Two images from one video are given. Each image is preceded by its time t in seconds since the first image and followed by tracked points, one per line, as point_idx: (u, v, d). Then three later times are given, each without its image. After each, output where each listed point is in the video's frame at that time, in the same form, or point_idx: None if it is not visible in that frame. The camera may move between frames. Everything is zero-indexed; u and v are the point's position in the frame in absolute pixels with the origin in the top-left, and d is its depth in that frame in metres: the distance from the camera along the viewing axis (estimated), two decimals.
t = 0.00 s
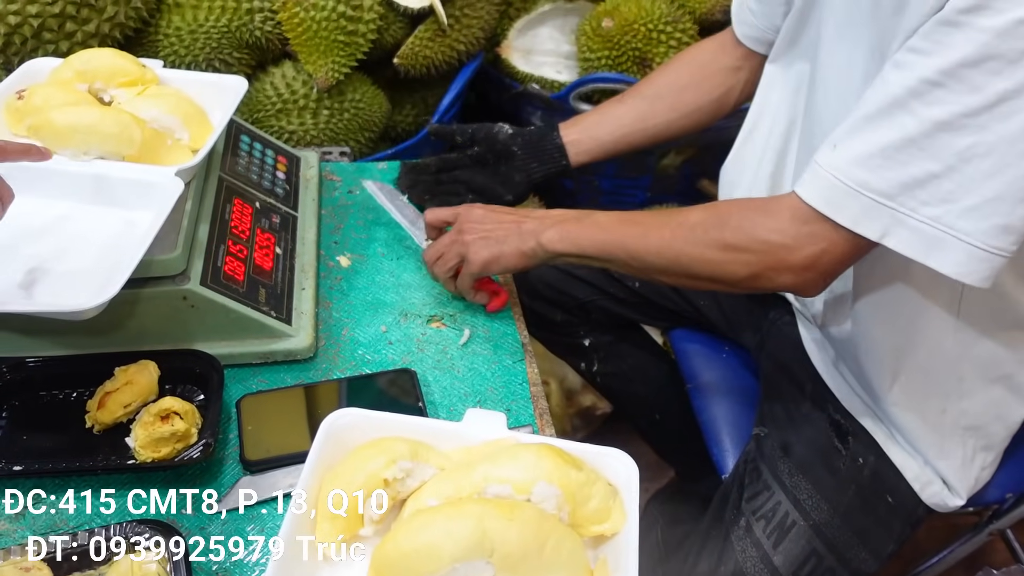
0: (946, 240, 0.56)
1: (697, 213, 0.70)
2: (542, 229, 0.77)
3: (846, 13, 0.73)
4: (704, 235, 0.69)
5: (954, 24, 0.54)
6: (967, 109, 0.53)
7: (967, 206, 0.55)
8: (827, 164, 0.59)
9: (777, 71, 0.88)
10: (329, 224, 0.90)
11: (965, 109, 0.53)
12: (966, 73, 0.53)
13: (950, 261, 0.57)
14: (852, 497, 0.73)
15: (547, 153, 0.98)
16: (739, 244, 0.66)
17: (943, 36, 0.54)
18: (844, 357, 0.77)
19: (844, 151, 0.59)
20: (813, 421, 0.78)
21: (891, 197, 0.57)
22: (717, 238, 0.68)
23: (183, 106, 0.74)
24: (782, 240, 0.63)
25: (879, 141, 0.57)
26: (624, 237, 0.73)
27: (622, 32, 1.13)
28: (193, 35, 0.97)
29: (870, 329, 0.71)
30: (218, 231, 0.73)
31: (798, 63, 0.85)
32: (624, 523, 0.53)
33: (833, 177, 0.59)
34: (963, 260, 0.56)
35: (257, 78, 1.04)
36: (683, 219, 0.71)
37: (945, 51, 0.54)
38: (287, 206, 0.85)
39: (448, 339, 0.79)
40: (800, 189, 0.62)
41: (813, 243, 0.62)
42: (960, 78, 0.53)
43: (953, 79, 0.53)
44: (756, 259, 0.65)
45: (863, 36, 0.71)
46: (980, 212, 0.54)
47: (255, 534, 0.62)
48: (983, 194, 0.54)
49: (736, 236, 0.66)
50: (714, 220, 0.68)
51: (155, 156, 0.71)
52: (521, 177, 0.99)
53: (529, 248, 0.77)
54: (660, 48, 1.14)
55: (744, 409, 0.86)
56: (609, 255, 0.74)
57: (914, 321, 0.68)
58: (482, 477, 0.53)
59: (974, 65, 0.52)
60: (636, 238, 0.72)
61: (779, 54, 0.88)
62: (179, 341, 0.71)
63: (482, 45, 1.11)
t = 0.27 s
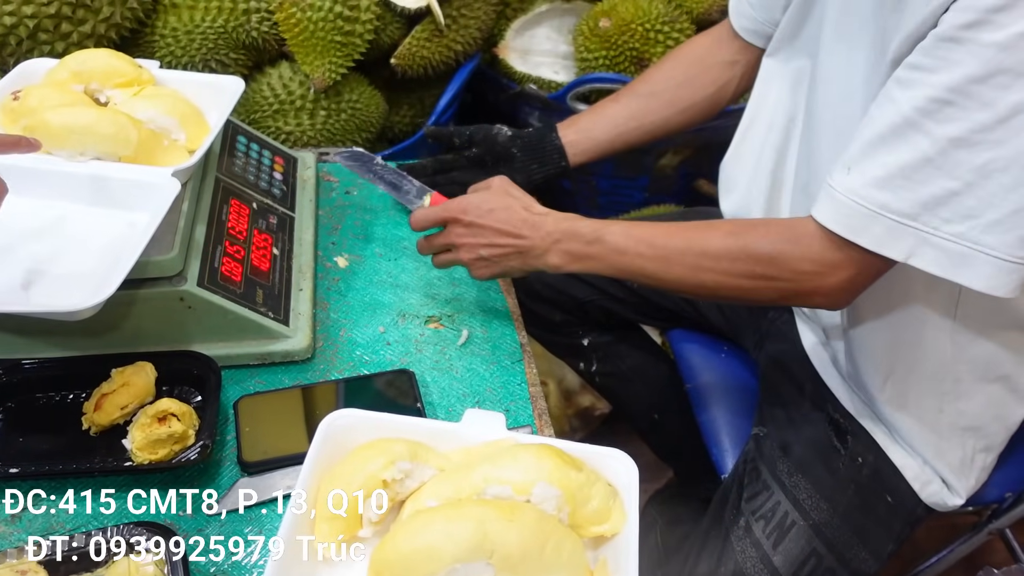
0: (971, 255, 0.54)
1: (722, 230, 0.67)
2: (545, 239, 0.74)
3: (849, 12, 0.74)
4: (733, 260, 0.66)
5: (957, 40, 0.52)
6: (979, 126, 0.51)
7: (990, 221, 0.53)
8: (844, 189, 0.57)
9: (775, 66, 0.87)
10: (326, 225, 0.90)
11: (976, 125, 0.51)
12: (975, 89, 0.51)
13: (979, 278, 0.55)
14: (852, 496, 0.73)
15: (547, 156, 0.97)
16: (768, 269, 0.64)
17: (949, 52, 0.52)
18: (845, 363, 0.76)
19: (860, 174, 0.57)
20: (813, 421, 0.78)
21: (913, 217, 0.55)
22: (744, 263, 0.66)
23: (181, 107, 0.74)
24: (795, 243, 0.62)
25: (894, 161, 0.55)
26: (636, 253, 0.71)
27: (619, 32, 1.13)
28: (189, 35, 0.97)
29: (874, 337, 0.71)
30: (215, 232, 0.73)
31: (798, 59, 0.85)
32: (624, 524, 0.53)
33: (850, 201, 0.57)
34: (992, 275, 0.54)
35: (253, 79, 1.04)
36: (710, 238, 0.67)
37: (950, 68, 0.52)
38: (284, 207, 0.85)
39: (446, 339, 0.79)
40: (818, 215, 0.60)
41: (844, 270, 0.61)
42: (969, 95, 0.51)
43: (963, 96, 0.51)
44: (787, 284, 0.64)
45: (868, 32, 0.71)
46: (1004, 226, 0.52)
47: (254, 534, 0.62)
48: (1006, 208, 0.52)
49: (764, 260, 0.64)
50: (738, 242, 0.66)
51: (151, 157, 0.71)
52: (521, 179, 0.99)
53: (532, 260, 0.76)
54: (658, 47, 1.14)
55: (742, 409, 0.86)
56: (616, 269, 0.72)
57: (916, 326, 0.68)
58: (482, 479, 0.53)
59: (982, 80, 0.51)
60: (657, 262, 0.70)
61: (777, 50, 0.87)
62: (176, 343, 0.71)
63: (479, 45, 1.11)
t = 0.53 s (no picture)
0: (972, 257, 0.54)
1: (725, 230, 0.65)
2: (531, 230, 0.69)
3: (849, 10, 0.73)
4: (736, 264, 0.64)
5: (953, 46, 0.52)
6: (977, 129, 0.51)
7: (993, 223, 0.52)
8: (841, 192, 0.57)
9: (770, 61, 0.87)
10: (324, 223, 0.90)
11: (974, 129, 0.51)
12: (973, 93, 0.51)
13: (982, 279, 0.54)
14: (853, 493, 0.73)
15: (546, 153, 0.94)
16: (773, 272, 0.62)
17: (947, 58, 0.52)
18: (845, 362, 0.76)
19: (859, 178, 0.56)
20: (812, 418, 0.78)
21: (915, 220, 0.55)
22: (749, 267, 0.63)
23: (178, 105, 0.74)
24: (802, 240, 0.60)
25: (894, 166, 0.55)
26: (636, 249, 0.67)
27: (617, 29, 1.12)
28: (185, 33, 0.97)
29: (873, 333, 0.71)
30: (212, 229, 0.73)
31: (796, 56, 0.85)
32: (624, 520, 0.53)
33: (847, 204, 0.57)
34: (997, 276, 0.54)
35: (251, 77, 1.03)
36: (715, 241, 0.64)
37: (948, 73, 0.52)
38: (282, 204, 0.84)
39: (445, 336, 0.78)
40: (817, 218, 0.59)
41: (850, 275, 0.60)
42: (968, 100, 0.51)
43: (962, 101, 0.51)
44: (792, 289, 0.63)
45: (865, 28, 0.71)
46: (1007, 228, 0.52)
47: (253, 533, 0.62)
48: (1008, 210, 0.51)
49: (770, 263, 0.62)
50: (744, 245, 0.63)
51: (148, 154, 0.71)
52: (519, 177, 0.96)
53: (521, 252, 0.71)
54: (656, 45, 1.14)
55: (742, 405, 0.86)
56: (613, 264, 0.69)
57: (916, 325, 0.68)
58: (482, 475, 0.52)
59: (980, 85, 0.50)
60: (658, 263, 0.67)
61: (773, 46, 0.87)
62: (174, 341, 0.70)
63: (476, 42, 1.11)
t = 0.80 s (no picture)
0: (894, 221, 0.51)
1: (645, 196, 0.59)
2: (417, 203, 0.64)
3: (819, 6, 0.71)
4: (655, 236, 0.58)
5: (921, 6, 0.49)
6: (926, 88, 0.48)
7: (922, 186, 0.49)
8: (777, 142, 0.53)
9: (737, 61, 0.83)
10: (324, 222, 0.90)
11: (924, 87, 0.48)
12: (927, 51, 0.48)
13: (897, 245, 0.51)
14: (848, 487, 0.73)
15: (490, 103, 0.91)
16: (699, 241, 0.57)
17: (908, 16, 0.49)
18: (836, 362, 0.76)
19: (794, 128, 0.52)
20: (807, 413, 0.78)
21: (841, 177, 0.51)
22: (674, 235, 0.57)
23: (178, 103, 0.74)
24: (735, 209, 0.56)
25: (835, 117, 0.51)
26: (528, 223, 0.61)
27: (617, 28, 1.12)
28: (186, 31, 0.97)
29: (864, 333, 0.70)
30: (213, 229, 0.73)
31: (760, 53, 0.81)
32: (625, 519, 0.53)
33: (786, 159, 0.52)
34: (914, 244, 0.51)
35: (251, 75, 1.03)
36: (629, 208, 0.58)
37: (906, 29, 0.49)
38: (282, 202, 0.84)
39: (445, 335, 0.78)
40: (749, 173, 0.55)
41: (780, 243, 0.55)
42: (921, 56, 0.48)
43: (914, 57, 0.48)
44: (716, 261, 0.57)
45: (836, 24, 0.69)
46: (936, 193, 0.49)
47: (254, 533, 0.62)
48: (937, 173, 0.49)
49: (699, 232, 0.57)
50: (664, 213, 0.57)
51: (149, 153, 0.71)
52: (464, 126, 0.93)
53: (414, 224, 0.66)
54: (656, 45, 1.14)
55: (741, 403, 0.86)
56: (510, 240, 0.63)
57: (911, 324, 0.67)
58: (482, 474, 0.53)
59: (937, 41, 0.47)
60: (565, 238, 0.60)
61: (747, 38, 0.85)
62: (175, 339, 0.71)
63: (476, 41, 1.11)
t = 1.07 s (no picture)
0: (870, 224, 0.52)
1: (626, 200, 0.59)
2: (410, 201, 0.64)
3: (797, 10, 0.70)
4: (636, 239, 0.59)
5: (888, 8, 0.48)
6: (894, 90, 0.48)
7: (895, 189, 0.50)
8: (753, 148, 0.54)
9: (729, 65, 0.84)
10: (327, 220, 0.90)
11: (891, 90, 0.48)
12: (894, 52, 0.48)
13: (875, 248, 0.52)
14: (844, 479, 0.73)
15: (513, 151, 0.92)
16: (679, 245, 0.58)
17: (876, 17, 0.49)
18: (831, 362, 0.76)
19: (769, 134, 0.53)
20: (803, 408, 0.78)
21: (816, 182, 0.52)
22: (654, 239, 0.58)
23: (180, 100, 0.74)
24: (720, 211, 0.56)
25: (807, 122, 0.51)
26: (520, 220, 0.61)
27: (620, 27, 1.12)
28: (188, 29, 0.97)
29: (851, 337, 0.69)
30: (215, 226, 0.73)
31: (751, 57, 0.81)
32: (627, 517, 0.53)
33: (761, 165, 0.53)
34: (890, 246, 0.52)
35: (253, 74, 1.03)
36: (612, 211, 0.59)
37: (875, 31, 0.49)
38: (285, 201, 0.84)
39: (447, 334, 0.79)
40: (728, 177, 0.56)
41: (759, 248, 0.56)
42: (888, 58, 0.48)
43: (882, 59, 0.49)
44: (697, 263, 0.58)
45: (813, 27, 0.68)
46: (908, 196, 0.50)
47: (255, 532, 0.62)
48: (908, 177, 0.49)
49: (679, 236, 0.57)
50: (645, 216, 0.58)
51: (151, 151, 0.71)
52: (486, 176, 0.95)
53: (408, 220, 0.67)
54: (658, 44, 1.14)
55: (743, 402, 0.85)
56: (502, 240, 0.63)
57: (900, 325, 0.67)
58: (484, 473, 0.53)
59: (903, 43, 0.48)
60: (551, 238, 0.60)
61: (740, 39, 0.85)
62: (177, 338, 0.71)
63: (478, 40, 1.11)
